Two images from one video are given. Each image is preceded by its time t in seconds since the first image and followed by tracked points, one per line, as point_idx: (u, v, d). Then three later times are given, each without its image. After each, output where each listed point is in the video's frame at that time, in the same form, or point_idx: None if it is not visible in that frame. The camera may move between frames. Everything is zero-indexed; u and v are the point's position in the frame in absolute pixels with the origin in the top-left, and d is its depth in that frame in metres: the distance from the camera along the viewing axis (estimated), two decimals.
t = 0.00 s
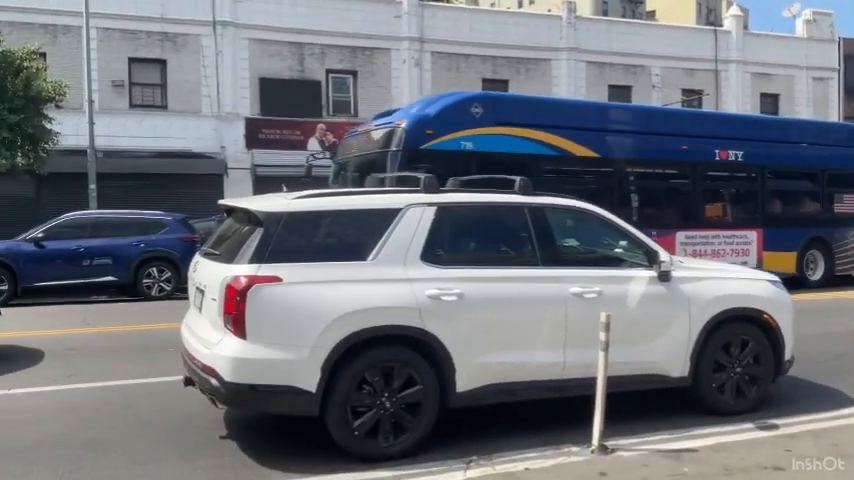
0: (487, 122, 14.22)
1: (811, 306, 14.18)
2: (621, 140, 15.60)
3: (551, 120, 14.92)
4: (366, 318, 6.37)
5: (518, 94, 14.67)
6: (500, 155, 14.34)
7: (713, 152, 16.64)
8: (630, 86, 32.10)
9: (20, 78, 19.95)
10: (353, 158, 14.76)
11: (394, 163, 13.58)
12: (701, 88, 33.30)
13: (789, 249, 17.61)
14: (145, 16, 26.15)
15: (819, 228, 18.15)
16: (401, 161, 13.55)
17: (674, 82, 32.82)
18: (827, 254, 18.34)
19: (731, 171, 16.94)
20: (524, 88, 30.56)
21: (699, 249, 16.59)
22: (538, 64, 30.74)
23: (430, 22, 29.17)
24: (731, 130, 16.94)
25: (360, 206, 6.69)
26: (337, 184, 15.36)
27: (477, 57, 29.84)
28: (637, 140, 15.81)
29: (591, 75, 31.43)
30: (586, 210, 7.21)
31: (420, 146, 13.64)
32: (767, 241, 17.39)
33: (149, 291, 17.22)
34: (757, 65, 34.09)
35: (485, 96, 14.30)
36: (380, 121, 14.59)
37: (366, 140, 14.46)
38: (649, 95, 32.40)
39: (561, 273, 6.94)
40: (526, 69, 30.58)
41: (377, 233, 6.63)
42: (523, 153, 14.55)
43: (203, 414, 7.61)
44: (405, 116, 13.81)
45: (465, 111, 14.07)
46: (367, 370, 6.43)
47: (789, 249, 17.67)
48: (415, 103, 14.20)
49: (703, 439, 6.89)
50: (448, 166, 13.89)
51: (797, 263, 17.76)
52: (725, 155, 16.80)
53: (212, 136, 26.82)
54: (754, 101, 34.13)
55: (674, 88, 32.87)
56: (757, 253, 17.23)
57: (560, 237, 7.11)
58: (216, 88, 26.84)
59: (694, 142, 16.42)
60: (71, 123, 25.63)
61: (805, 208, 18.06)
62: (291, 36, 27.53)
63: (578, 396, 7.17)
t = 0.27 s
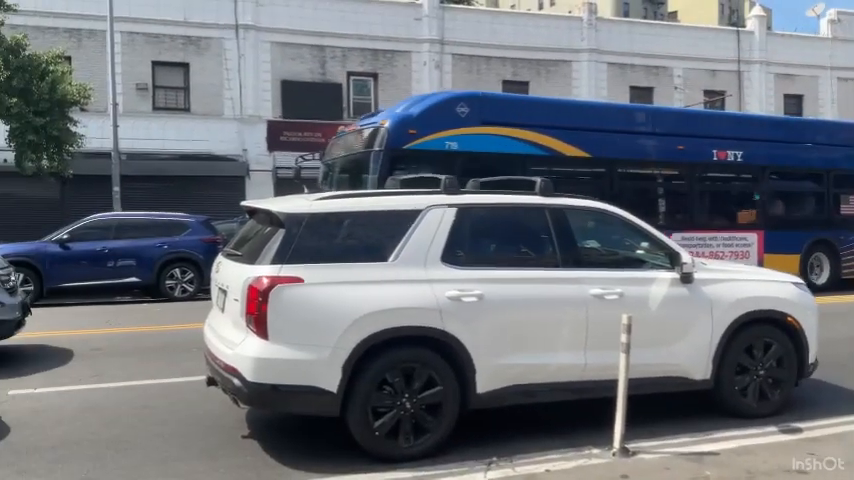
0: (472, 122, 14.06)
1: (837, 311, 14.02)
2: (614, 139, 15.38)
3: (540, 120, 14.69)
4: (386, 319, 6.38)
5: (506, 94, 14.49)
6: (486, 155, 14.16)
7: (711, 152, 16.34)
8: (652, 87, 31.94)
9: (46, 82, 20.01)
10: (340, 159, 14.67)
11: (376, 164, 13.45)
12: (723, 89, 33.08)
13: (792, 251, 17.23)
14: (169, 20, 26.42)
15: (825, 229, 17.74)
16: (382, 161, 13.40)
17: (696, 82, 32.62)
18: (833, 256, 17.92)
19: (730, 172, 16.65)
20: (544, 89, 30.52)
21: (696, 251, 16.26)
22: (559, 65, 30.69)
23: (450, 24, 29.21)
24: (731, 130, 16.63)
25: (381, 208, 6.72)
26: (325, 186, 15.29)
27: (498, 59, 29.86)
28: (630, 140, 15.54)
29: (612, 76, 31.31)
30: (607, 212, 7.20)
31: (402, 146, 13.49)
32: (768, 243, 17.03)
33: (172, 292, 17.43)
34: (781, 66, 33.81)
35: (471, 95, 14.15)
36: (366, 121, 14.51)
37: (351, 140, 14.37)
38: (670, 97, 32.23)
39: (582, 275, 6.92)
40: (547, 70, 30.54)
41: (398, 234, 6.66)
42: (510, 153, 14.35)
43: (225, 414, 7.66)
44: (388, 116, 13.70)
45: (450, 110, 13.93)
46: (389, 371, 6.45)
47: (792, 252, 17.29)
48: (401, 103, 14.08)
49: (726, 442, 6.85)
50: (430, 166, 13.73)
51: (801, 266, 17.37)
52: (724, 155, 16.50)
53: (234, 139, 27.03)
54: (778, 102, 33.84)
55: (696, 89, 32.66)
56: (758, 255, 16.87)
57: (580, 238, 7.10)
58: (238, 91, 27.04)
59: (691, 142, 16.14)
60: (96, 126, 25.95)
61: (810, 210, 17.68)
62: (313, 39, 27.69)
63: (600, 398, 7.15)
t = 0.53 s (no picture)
0: (454, 121, 13.78)
1: None
2: (605, 139, 15.00)
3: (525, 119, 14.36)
4: (407, 320, 6.38)
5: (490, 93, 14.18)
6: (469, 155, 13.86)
7: (705, 152, 15.92)
8: (674, 87, 31.76)
9: (70, 85, 20.31)
10: (321, 160, 14.46)
11: (354, 164, 13.22)
12: (746, 89, 32.85)
13: (790, 253, 16.81)
14: (192, 23, 26.58)
15: (825, 230, 17.27)
16: (360, 161, 13.17)
17: (719, 83, 32.40)
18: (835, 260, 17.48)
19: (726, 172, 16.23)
20: (565, 90, 30.43)
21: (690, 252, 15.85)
22: (579, 66, 30.61)
23: (471, 25, 29.20)
24: (726, 129, 16.22)
25: (402, 209, 6.73)
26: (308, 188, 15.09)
27: (518, 60, 29.82)
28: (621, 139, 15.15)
29: (633, 76, 31.15)
30: (629, 213, 7.17)
31: (381, 146, 13.25)
32: (766, 245, 16.61)
33: (194, 293, 17.54)
34: (805, 66, 33.54)
35: (454, 94, 13.86)
36: (347, 121, 14.29)
37: (333, 141, 14.17)
38: (692, 97, 32.03)
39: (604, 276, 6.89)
40: (567, 71, 30.46)
41: (419, 235, 6.66)
42: (493, 153, 14.05)
43: (246, 414, 7.69)
44: (367, 115, 13.47)
45: (431, 109, 13.66)
46: (409, 372, 6.45)
47: (791, 254, 16.87)
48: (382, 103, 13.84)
49: (750, 445, 6.78)
50: (410, 167, 13.47)
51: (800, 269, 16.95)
52: (719, 155, 16.08)
53: (256, 141, 27.19)
54: (802, 101, 33.56)
55: (719, 89, 32.44)
56: (756, 257, 16.47)
57: (602, 240, 7.07)
58: (259, 93, 27.19)
59: (685, 142, 15.72)
60: (119, 128, 26.21)
61: (809, 211, 17.22)
62: (334, 41, 27.79)
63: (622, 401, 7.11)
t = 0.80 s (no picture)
0: (433, 119, 13.22)
1: None
2: (594, 138, 14.33)
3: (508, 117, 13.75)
4: (430, 320, 6.37)
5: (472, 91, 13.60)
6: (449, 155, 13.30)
7: (701, 151, 15.24)
8: (699, 87, 31.56)
9: (96, 87, 20.48)
10: (303, 159, 14.03)
11: (330, 165, 12.73)
12: (772, 88, 32.62)
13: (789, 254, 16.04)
14: (216, 26, 26.74)
15: (828, 232, 16.47)
16: (336, 162, 12.67)
17: (744, 82, 32.18)
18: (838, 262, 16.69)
19: (723, 172, 15.55)
20: (589, 90, 30.31)
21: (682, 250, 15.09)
22: (603, 66, 30.48)
23: (494, 26, 29.19)
24: (723, 128, 15.54)
25: (426, 209, 6.74)
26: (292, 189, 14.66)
27: (542, 60, 29.77)
28: (612, 139, 14.51)
29: (657, 76, 30.97)
30: (655, 213, 7.13)
31: (356, 146, 12.72)
32: (763, 246, 15.87)
33: (219, 293, 17.60)
34: (832, 64, 33.26)
35: (434, 92, 13.28)
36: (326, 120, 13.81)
37: (313, 141, 13.72)
38: (718, 96, 31.83)
39: (629, 277, 6.86)
40: (591, 71, 30.34)
41: (443, 236, 6.66)
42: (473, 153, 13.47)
43: (271, 413, 7.70)
44: (344, 114, 12.95)
45: (409, 107, 13.09)
46: (433, 372, 6.45)
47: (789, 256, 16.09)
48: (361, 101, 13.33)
49: (778, 447, 6.72)
50: (387, 168, 12.95)
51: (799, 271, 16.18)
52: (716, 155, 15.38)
53: (280, 142, 27.31)
54: (829, 100, 33.29)
55: (745, 89, 32.22)
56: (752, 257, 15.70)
57: (627, 240, 7.04)
58: (283, 94, 27.34)
59: (679, 141, 15.05)
60: (145, 131, 26.41)
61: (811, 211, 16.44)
62: (357, 42, 27.87)
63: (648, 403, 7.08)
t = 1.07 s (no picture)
0: (410, 118, 13.41)
1: None
2: (576, 136, 14.33)
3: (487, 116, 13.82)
4: (459, 320, 6.36)
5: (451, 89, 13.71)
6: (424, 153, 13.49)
7: (690, 149, 15.11)
8: (728, 85, 31.35)
9: (126, 89, 20.56)
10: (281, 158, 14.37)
11: (304, 163, 13.09)
12: (803, 86, 32.35)
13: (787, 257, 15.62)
14: (243, 28, 26.87)
15: (830, 232, 16.01)
16: (309, 161, 13.06)
17: (774, 80, 31.92)
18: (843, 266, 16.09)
19: (714, 170, 15.39)
20: (616, 89, 30.19)
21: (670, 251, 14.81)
22: (631, 64, 30.34)
23: (519, 25, 29.18)
24: (715, 125, 15.37)
25: (454, 209, 6.73)
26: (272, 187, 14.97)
27: (568, 59, 29.72)
28: (596, 136, 14.49)
29: (685, 74, 30.76)
30: (687, 213, 7.07)
31: (330, 144, 13.06)
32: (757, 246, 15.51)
33: (247, 293, 17.67)
34: None
35: (410, 92, 13.49)
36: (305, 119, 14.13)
37: (291, 139, 14.03)
38: (747, 94, 31.59)
39: (659, 277, 6.81)
40: (618, 70, 30.21)
41: (472, 235, 6.64)
42: (451, 151, 13.59)
43: (299, 413, 7.71)
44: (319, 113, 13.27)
45: (384, 106, 13.30)
46: (461, 372, 6.44)
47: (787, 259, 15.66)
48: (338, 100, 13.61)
49: (810, 450, 6.65)
50: (361, 167, 13.24)
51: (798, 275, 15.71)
52: (707, 152, 15.23)
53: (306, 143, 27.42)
54: None
55: (774, 87, 31.97)
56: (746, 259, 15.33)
57: (656, 240, 7.01)
58: (309, 95, 27.48)
59: (666, 139, 14.95)
60: (174, 132, 26.62)
61: (812, 211, 16.05)
62: (383, 43, 27.93)
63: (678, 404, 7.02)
